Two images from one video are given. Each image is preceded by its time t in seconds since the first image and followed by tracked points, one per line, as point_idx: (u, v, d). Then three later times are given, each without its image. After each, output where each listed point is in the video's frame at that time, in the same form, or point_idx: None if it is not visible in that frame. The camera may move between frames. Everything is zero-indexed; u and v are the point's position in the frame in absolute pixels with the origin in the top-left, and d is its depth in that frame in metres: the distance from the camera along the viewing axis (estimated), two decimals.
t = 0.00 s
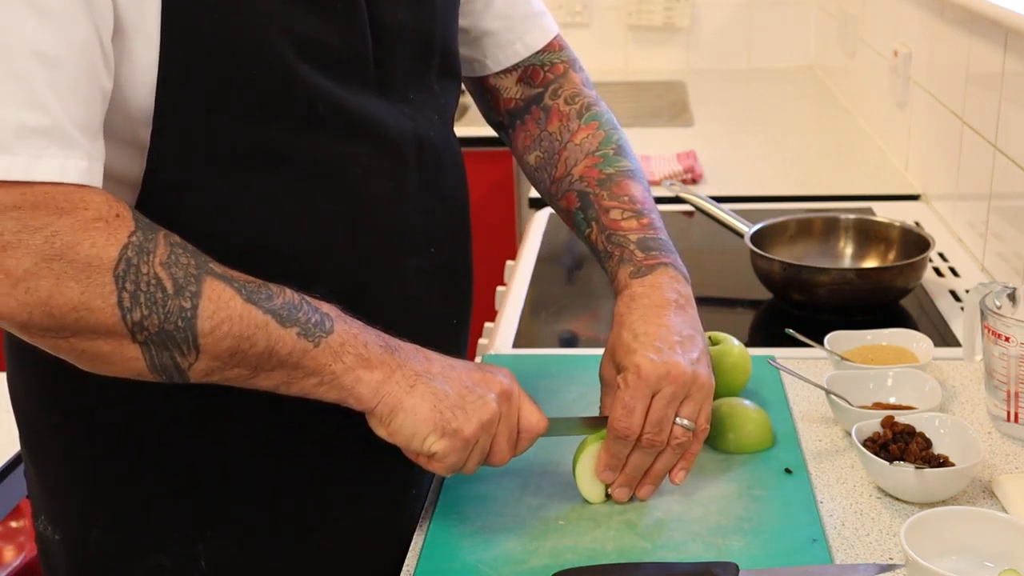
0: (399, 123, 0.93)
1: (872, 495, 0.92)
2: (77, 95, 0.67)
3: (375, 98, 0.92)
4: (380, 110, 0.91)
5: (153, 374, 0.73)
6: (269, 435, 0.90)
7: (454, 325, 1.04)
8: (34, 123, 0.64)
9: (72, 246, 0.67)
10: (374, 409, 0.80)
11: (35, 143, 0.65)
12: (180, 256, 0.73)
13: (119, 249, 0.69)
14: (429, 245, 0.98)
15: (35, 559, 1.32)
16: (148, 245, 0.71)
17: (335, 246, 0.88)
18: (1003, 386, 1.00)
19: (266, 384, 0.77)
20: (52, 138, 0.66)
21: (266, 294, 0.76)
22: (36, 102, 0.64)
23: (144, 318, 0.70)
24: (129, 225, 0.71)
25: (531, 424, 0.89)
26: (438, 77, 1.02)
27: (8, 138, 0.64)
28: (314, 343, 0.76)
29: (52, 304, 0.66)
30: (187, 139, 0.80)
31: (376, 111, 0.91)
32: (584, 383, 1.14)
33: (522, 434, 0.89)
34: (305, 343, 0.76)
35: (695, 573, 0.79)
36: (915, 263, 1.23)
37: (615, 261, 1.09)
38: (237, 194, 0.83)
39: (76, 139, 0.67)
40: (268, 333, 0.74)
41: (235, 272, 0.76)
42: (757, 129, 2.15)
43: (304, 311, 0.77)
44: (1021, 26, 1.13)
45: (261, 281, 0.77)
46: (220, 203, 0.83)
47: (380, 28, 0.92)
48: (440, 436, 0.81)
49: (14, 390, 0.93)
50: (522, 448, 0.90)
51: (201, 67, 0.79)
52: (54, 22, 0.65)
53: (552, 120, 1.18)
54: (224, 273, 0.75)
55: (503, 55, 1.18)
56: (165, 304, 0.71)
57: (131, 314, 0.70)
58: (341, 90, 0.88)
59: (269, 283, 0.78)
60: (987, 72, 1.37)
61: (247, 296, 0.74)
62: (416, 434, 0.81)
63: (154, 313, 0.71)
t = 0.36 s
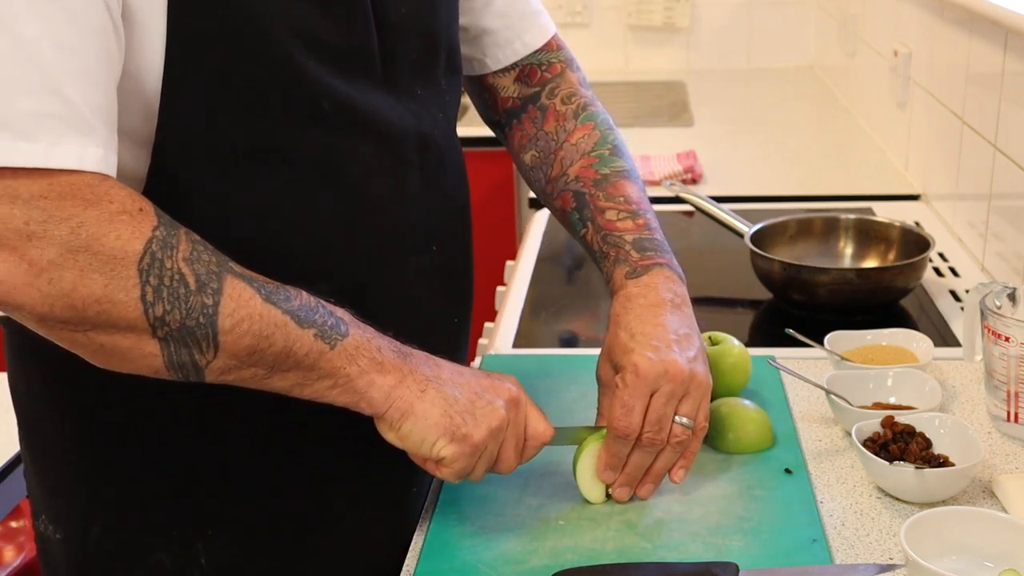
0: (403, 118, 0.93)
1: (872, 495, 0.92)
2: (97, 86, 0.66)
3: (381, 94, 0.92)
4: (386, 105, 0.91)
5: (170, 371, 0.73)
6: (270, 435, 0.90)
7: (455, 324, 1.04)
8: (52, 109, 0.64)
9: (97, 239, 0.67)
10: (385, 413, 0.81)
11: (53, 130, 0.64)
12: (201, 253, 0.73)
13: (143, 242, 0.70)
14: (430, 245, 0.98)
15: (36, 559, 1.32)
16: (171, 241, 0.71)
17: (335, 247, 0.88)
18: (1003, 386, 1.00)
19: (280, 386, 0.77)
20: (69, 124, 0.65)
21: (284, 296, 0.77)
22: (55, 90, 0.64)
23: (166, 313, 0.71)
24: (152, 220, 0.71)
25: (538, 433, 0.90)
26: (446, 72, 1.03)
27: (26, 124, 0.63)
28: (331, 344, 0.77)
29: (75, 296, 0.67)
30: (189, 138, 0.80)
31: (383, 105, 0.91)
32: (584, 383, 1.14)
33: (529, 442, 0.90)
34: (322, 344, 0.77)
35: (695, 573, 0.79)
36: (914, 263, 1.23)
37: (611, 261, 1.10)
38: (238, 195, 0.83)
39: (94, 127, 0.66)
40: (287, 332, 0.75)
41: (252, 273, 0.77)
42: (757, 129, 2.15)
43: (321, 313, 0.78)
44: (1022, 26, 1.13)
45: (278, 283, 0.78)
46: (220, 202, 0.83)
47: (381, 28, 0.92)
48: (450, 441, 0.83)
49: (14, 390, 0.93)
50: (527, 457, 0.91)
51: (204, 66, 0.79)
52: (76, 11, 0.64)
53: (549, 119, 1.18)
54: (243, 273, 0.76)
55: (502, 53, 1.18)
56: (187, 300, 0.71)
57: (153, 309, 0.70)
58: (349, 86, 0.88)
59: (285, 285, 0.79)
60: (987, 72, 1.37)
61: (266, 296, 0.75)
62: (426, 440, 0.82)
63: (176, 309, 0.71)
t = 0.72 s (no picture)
0: (405, 118, 0.93)
1: (872, 495, 0.92)
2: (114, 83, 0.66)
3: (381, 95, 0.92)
4: (388, 104, 0.91)
5: (188, 373, 0.73)
6: (272, 434, 0.90)
7: (455, 324, 1.04)
8: (78, 107, 0.64)
9: (123, 238, 0.68)
10: (399, 419, 0.82)
11: (79, 125, 0.64)
12: (224, 256, 0.74)
13: (168, 242, 0.70)
14: (430, 245, 0.98)
15: (35, 559, 1.32)
16: (195, 241, 0.72)
17: (335, 246, 0.88)
18: (1003, 386, 1.00)
19: (297, 390, 0.78)
20: (94, 122, 0.65)
21: (303, 300, 0.77)
22: (81, 88, 0.63)
23: (188, 314, 0.71)
24: (175, 220, 0.71)
25: (548, 441, 0.92)
26: (449, 72, 1.03)
27: (52, 119, 0.63)
28: (348, 349, 0.78)
29: (99, 295, 0.67)
30: (191, 137, 0.80)
31: (385, 104, 0.91)
32: (584, 383, 1.14)
33: (537, 451, 0.92)
34: (340, 349, 0.77)
35: (695, 573, 0.79)
36: (914, 263, 1.23)
37: (610, 262, 1.10)
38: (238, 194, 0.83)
39: (115, 122, 0.66)
40: (306, 336, 0.75)
41: (269, 277, 0.78)
42: (757, 129, 2.15)
43: (339, 319, 0.79)
44: (1022, 26, 1.13)
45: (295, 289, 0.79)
46: (221, 202, 0.83)
47: (382, 27, 0.92)
48: (462, 448, 0.83)
49: (13, 390, 0.92)
50: (535, 466, 0.92)
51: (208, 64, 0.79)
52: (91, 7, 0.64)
53: (548, 119, 1.18)
54: (262, 276, 0.76)
55: (502, 53, 1.18)
56: (210, 301, 0.72)
57: (176, 310, 0.71)
58: (352, 85, 0.88)
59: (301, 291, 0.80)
60: (987, 72, 1.37)
61: (286, 300, 0.76)
62: (437, 446, 0.83)
63: (199, 310, 0.71)
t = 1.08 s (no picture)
0: (406, 117, 0.93)
1: (872, 495, 0.92)
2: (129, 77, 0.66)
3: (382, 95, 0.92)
4: (389, 104, 0.91)
5: (207, 372, 0.74)
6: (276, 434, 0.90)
7: (456, 324, 1.04)
8: (96, 100, 0.64)
9: (146, 236, 0.68)
10: (413, 420, 0.82)
11: (96, 121, 0.64)
12: (243, 255, 0.74)
13: (190, 240, 0.71)
14: (431, 245, 0.97)
15: (35, 559, 1.31)
16: (215, 240, 0.72)
17: (336, 246, 0.88)
18: (1003, 386, 1.00)
19: (314, 390, 0.78)
20: (111, 116, 0.65)
21: (321, 301, 0.78)
22: (96, 82, 0.63)
23: (209, 312, 0.72)
24: (196, 217, 0.72)
25: (555, 449, 0.92)
26: (449, 71, 1.03)
27: (70, 115, 0.63)
28: (364, 349, 0.79)
29: (122, 291, 0.68)
30: (193, 136, 0.80)
31: (385, 103, 0.91)
32: (583, 383, 1.14)
33: (546, 458, 0.91)
34: (357, 348, 0.78)
35: (695, 573, 0.79)
36: (914, 263, 1.23)
37: (607, 263, 1.10)
38: (238, 194, 0.83)
39: (132, 117, 0.67)
40: (324, 335, 0.76)
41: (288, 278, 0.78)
42: (757, 129, 2.15)
43: (356, 319, 0.79)
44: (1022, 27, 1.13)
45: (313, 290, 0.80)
46: (221, 201, 0.83)
47: (382, 27, 0.92)
48: (473, 450, 0.84)
49: (13, 393, 0.91)
50: (544, 473, 0.92)
51: (210, 63, 0.79)
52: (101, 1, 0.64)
53: (546, 119, 1.18)
54: (280, 277, 0.77)
55: (501, 53, 1.18)
56: (231, 299, 0.72)
57: (197, 307, 0.71)
58: (353, 84, 0.88)
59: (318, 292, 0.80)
60: (987, 72, 1.37)
61: (304, 300, 0.76)
62: (449, 447, 0.83)
63: (219, 308, 0.72)
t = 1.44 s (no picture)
0: (407, 117, 0.93)
1: (872, 495, 0.92)
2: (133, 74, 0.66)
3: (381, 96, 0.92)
4: (389, 104, 0.91)
5: (211, 371, 0.74)
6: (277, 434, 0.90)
7: (456, 324, 1.04)
8: (100, 99, 0.64)
9: (151, 234, 0.68)
10: (416, 420, 0.82)
11: (100, 120, 0.64)
12: (247, 254, 0.75)
13: (194, 238, 0.71)
14: (431, 245, 0.97)
15: (35, 559, 1.31)
16: (220, 238, 0.73)
17: (336, 246, 0.88)
18: (1003, 386, 1.00)
19: (317, 389, 0.78)
20: (115, 115, 0.65)
21: (324, 301, 0.78)
22: (101, 81, 0.63)
23: (214, 310, 0.72)
24: (200, 215, 0.72)
25: (556, 451, 0.92)
26: (449, 71, 1.03)
27: (74, 114, 0.63)
28: (367, 348, 0.79)
29: (128, 289, 0.68)
30: (193, 136, 0.80)
31: (385, 103, 0.91)
32: (583, 383, 1.14)
33: (547, 459, 0.92)
34: (360, 348, 0.78)
35: (695, 573, 0.79)
36: (914, 263, 1.23)
37: (602, 266, 1.10)
38: (239, 194, 0.83)
39: (136, 115, 0.67)
40: (328, 335, 0.76)
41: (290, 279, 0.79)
42: (757, 129, 2.15)
43: (359, 320, 0.80)
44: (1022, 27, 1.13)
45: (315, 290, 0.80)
46: (222, 201, 0.83)
47: (383, 27, 0.92)
48: (476, 450, 0.84)
49: (14, 392, 0.92)
50: (544, 474, 0.92)
51: (210, 63, 0.78)
52: None
53: (543, 121, 1.18)
54: (283, 277, 0.77)
55: (500, 55, 1.18)
56: (235, 298, 0.72)
57: (202, 306, 0.72)
58: (353, 84, 0.88)
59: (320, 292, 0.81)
60: (987, 72, 1.37)
61: (307, 299, 0.77)
62: (452, 447, 0.83)
63: (224, 306, 0.72)
